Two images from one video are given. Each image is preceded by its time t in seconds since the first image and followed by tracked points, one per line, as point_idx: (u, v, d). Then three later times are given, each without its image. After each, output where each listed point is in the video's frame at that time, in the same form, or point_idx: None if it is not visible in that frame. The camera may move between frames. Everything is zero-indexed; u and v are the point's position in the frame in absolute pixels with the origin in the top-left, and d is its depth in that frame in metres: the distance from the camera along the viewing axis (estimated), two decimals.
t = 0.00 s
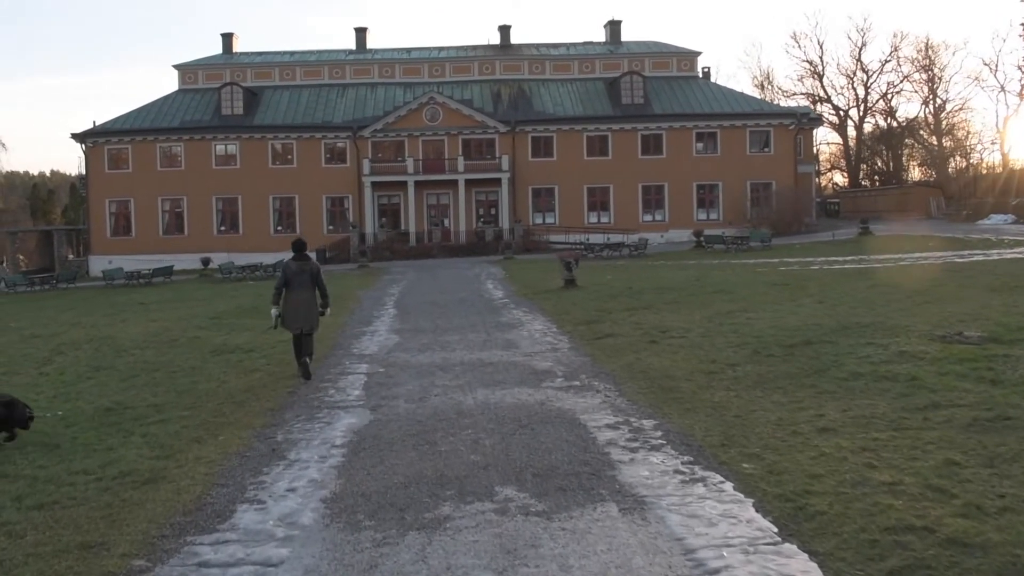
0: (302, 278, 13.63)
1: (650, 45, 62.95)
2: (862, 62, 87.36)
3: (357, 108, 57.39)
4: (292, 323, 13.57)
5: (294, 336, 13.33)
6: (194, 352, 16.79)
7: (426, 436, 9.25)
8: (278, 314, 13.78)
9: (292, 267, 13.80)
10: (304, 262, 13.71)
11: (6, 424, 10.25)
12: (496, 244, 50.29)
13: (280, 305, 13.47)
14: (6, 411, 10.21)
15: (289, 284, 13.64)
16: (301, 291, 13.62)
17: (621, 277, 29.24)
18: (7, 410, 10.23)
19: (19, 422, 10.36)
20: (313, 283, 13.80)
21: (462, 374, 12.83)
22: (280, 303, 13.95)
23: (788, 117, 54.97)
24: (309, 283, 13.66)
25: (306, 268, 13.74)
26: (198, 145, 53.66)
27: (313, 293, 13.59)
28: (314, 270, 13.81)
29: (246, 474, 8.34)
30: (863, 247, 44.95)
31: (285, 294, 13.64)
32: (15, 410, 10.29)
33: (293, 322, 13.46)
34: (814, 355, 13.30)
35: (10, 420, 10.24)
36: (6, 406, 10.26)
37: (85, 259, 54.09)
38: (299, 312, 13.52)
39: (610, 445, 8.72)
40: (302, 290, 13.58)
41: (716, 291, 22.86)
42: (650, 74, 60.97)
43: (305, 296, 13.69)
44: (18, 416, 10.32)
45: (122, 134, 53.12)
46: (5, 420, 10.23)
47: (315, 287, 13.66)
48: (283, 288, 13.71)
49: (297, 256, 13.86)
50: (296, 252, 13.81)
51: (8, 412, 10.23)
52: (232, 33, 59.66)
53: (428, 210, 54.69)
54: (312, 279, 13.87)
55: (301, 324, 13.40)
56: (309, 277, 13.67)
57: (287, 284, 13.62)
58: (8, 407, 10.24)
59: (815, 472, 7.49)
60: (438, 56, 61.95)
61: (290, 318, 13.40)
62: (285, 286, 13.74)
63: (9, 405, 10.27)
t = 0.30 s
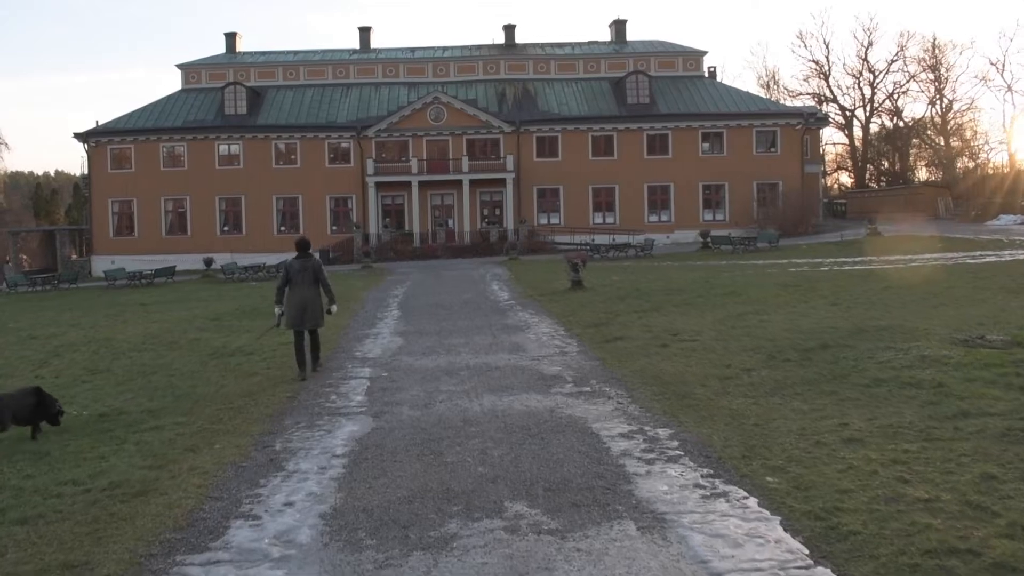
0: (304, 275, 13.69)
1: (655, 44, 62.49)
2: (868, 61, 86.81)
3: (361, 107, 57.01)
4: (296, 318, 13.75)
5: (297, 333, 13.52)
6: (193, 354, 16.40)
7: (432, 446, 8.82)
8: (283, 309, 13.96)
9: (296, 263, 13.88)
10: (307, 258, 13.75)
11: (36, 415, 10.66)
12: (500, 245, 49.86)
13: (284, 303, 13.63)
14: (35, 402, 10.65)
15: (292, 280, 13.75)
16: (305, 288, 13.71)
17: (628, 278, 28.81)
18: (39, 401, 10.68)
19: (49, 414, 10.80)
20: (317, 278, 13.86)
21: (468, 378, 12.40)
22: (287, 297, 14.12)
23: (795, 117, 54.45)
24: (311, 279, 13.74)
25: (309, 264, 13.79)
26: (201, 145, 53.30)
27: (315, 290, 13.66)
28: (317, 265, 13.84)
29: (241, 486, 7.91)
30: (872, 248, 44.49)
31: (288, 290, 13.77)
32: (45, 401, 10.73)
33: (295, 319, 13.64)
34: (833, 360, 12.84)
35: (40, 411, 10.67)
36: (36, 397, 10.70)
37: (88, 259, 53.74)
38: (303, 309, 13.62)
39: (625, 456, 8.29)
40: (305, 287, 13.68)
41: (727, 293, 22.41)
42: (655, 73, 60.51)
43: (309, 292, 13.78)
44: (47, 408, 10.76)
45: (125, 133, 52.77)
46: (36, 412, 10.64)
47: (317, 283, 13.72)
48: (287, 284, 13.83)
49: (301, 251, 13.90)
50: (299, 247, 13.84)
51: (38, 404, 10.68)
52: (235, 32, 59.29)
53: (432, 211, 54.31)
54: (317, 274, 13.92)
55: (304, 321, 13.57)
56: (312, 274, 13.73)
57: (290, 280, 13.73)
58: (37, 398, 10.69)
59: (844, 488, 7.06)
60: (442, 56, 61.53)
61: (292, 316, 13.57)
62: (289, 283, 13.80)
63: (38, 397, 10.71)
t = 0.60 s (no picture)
0: (317, 274, 13.73)
1: (665, 43, 62.00)
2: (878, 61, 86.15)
3: (368, 106, 56.65)
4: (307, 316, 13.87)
5: (305, 333, 13.63)
6: (197, 357, 15.98)
7: (443, 457, 8.40)
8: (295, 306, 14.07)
9: (310, 261, 13.91)
10: (320, 258, 13.75)
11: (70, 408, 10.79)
12: (509, 245, 49.42)
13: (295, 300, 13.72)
14: (68, 396, 10.73)
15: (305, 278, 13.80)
16: (317, 287, 13.76)
17: (639, 280, 28.36)
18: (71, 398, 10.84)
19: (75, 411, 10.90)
20: (330, 278, 13.89)
21: (480, 384, 11.97)
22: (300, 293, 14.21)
23: (806, 117, 53.92)
24: (324, 279, 13.77)
25: (322, 264, 13.81)
26: (208, 143, 52.97)
27: (327, 291, 13.72)
28: (331, 265, 13.85)
29: (243, 500, 7.50)
30: (886, 249, 43.95)
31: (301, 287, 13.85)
32: (81, 395, 10.87)
33: (305, 318, 13.75)
34: (858, 367, 12.41)
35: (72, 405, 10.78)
36: (70, 391, 10.82)
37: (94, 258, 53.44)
38: (312, 309, 13.67)
39: (647, 470, 7.87)
40: (317, 286, 13.72)
41: (742, 295, 21.96)
42: (664, 72, 60.03)
43: (320, 291, 13.83)
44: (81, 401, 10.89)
45: (131, 132, 52.46)
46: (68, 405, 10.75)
47: (329, 284, 13.75)
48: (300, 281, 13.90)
49: (316, 249, 13.90)
50: (314, 246, 13.85)
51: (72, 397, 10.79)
52: (243, 31, 58.98)
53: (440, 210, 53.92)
54: (330, 273, 13.94)
55: (313, 321, 13.67)
56: (324, 274, 13.76)
57: (302, 279, 13.79)
58: (73, 392, 10.81)
59: (883, 507, 6.63)
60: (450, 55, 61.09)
61: (302, 315, 13.68)
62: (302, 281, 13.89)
63: (71, 392, 10.80)
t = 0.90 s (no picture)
0: (333, 277, 13.56)
1: (677, 45, 61.50)
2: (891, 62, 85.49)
3: (378, 108, 56.31)
4: (321, 320, 13.56)
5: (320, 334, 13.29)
6: (204, 362, 15.55)
7: (461, 473, 7.96)
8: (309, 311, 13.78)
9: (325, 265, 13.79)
10: (337, 261, 13.63)
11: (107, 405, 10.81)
12: (520, 248, 49.02)
13: (310, 303, 13.45)
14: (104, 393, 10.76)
15: (321, 281, 13.60)
16: (332, 290, 13.55)
17: (654, 284, 27.88)
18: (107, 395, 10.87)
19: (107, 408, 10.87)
20: (345, 283, 13.72)
21: (497, 393, 11.51)
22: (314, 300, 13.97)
23: (819, 118, 53.36)
24: (340, 282, 13.59)
25: (338, 267, 13.67)
26: (218, 145, 52.68)
27: (342, 293, 13.50)
28: (347, 269, 13.73)
29: (250, 520, 7.07)
30: (903, 252, 43.41)
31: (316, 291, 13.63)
32: (117, 392, 10.88)
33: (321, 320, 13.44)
34: (888, 377, 11.92)
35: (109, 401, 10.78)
36: (108, 387, 10.87)
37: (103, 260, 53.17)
38: (328, 311, 13.40)
39: (678, 488, 7.42)
40: (332, 289, 13.52)
41: (761, 299, 21.47)
42: (677, 74, 59.53)
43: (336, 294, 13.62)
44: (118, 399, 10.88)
45: (141, 134, 52.17)
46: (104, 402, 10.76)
47: (345, 287, 13.56)
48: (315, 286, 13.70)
49: (331, 254, 13.81)
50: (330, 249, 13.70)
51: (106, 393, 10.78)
52: (253, 32, 58.72)
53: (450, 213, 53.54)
54: (345, 278, 13.78)
55: (329, 322, 13.37)
56: (340, 277, 13.60)
57: (318, 281, 13.56)
58: (109, 389, 10.83)
59: (936, 533, 6.18)
60: (460, 56, 60.68)
61: (318, 316, 13.39)
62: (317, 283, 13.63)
63: (107, 388, 10.82)
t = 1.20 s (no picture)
0: (344, 292, 13.73)
1: (687, 60, 61.21)
2: (901, 77, 85.01)
3: (387, 122, 56.08)
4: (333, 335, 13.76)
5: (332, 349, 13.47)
6: (209, 381, 15.12)
7: (476, 504, 7.52)
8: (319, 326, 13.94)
9: (336, 280, 13.96)
10: (347, 275, 13.79)
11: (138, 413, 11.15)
12: (530, 264, 48.67)
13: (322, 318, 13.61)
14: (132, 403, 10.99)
15: (332, 296, 13.76)
16: (343, 305, 13.73)
17: (666, 301, 27.43)
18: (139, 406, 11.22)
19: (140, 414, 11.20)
20: (356, 297, 13.92)
21: (511, 416, 11.06)
22: (324, 314, 14.15)
23: (831, 133, 52.93)
24: (350, 297, 13.78)
25: (349, 282, 13.85)
26: (227, 160, 52.48)
27: (354, 307, 13.69)
28: (357, 284, 13.91)
29: (252, 555, 6.63)
30: (918, 267, 42.93)
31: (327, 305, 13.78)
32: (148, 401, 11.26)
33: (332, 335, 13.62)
34: (918, 400, 11.45)
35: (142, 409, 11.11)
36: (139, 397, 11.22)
37: (110, 275, 52.93)
38: (341, 325, 13.59)
39: (707, 521, 6.96)
40: (344, 304, 13.69)
41: (778, 317, 20.99)
42: (686, 89, 59.20)
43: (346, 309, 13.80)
44: (151, 407, 11.32)
45: (149, 148, 52.00)
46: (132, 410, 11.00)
47: (356, 302, 13.75)
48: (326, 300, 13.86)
49: (341, 269, 13.98)
50: (339, 263, 13.84)
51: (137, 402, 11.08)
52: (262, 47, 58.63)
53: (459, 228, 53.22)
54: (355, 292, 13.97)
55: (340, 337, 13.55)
56: (351, 291, 13.77)
57: (329, 296, 13.71)
58: (140, 397, 11.14)
59: None
60: (469, 71, 60.44)
61: (330, 331, 13.57)
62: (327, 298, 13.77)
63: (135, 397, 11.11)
